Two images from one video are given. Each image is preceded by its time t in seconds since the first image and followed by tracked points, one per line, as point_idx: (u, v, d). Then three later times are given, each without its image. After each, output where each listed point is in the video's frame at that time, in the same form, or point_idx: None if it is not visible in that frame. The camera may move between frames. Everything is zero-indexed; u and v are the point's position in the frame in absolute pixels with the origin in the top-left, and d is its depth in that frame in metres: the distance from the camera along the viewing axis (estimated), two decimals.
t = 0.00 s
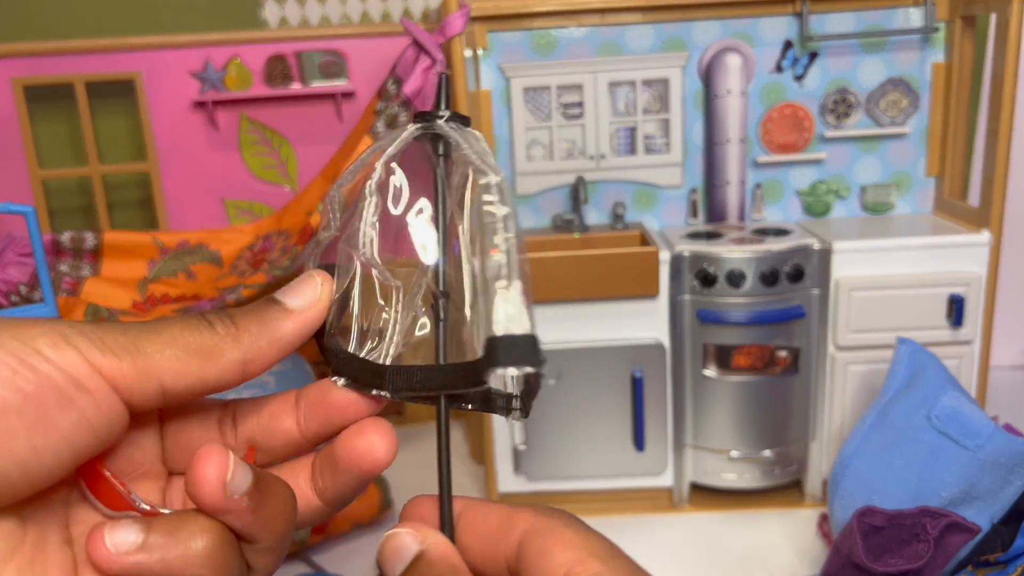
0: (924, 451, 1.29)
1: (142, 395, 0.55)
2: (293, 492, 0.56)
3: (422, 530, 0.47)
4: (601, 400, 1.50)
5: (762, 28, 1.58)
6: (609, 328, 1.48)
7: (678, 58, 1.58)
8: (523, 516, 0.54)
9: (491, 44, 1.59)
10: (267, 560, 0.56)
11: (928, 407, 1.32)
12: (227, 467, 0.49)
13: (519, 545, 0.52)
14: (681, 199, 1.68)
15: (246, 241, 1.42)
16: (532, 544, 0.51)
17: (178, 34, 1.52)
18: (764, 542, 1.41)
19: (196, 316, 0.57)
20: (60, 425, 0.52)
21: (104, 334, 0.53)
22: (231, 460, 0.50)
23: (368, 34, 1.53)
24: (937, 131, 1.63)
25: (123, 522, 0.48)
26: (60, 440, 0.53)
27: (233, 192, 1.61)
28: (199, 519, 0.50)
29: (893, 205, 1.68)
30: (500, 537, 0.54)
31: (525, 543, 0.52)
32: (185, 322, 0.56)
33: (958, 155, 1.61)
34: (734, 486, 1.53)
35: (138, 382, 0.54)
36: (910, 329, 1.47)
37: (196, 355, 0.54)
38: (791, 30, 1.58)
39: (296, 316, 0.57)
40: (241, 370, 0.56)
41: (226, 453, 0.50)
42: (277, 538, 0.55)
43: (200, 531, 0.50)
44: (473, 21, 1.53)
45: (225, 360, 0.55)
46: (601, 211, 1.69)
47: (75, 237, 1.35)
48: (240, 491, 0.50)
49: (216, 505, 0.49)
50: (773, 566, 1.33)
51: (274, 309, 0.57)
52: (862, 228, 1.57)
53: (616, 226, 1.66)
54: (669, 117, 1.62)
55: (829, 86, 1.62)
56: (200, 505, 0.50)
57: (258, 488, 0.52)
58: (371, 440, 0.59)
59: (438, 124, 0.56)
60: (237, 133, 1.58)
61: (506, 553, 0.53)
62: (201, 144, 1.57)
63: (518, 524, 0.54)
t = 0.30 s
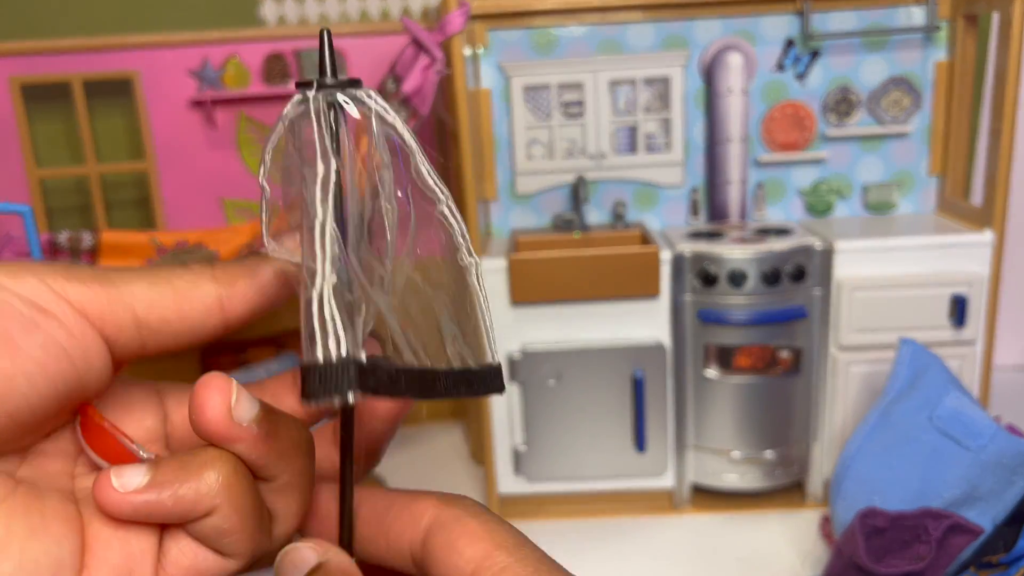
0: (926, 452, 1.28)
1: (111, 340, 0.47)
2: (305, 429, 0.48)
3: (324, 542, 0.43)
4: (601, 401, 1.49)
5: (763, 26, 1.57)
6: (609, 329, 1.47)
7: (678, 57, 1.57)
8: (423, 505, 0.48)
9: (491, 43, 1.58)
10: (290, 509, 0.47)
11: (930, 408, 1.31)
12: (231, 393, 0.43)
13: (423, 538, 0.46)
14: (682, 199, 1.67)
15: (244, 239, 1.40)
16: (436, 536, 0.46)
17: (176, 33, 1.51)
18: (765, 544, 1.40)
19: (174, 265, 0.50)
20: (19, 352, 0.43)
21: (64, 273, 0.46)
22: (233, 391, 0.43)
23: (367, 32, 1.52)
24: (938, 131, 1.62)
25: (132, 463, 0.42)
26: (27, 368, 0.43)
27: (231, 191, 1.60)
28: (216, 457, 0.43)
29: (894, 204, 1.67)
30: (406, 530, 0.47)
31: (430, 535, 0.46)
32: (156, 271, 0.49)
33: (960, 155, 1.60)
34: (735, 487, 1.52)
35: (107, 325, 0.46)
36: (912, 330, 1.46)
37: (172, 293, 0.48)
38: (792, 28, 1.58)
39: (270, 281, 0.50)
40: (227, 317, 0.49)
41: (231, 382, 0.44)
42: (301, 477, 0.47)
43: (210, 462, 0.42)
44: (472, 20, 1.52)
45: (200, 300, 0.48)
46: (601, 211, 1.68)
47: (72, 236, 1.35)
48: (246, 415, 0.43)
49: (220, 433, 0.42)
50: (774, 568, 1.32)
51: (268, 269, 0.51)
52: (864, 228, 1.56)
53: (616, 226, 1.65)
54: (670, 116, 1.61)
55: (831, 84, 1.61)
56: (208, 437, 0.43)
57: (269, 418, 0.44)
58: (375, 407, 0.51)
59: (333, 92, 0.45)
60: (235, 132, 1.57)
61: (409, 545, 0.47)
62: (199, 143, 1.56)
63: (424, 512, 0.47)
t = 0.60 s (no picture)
0: (927, 452, 1.27)
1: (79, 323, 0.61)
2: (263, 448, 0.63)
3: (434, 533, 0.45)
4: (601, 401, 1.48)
5: (763, 25, 1.57)
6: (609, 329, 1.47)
7: (679, 57, 1.57)
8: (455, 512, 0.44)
9: (491, 42, 1.58)
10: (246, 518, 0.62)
11: (932, 408, 1.31)
12: (187, 424, 0.56)
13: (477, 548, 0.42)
14: (682, 199, 1.67)
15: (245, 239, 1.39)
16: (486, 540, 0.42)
17: (176, 32, 1.51)
18: (766, 544, 1.40)
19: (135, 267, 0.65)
20: None
21: (48, 257, 0.60)
22: (189, 421, 0.56)
23: (367, 32, 1.52)
24: (939, 131, 1.62)
25: (93, 487, 0.54)
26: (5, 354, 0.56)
27: (230, 191, 1.59)
28: (179, 483, 0.56)
29: (895, 204, 1.66)
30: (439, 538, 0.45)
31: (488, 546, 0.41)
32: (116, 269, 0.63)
33: (961, 153, 1.59)
34: (735, 487, 1.52)
35: (79, 312, 0.60)
36: (913, 330, 1.45)
37: (150, 297, 0.63)
38: (792, 28, 1.57)
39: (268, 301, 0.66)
40: (170, 316, 0.64)
41: (187, 414, 0.56)
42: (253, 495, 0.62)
43: (169, 489, 0.56)
44: (472, 19, 1.52)
45: (172, 302, 0.64)
46: (601, 210, 1.68)
47: (71, 237, 1.35)
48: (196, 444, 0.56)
49: (182, 458, 0.56)
50: (774, 569, 1.32)
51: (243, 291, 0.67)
52: (865, 228, 1.55)
53: (616, 226, 1.64)
54: (670, 116, 1.60)
55: (831, 84, 1.61)
56: (171, 465, 0.56)
57: (221, 445, 0.58)
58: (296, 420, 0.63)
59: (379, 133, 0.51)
60: (235, 131, 1.57)
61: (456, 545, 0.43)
62: (198, 142, 1.56)
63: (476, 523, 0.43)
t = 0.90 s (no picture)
0: (928, 452, 1.28)
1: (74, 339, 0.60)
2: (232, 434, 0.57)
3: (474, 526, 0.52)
4: (601, 401, 1.48)
5: (763, 26, 1.57)
6: (608, 328, 1.47)
7: (678, 57, 1.57)
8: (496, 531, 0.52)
9: (490, 42, 1.58)
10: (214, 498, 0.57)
11: (931, 408, 1.31)
12: (147, 403, 0.51)
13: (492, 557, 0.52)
14: (682, 199, 1.67)
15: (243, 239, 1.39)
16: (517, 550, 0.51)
17: (176, 33, 1.51)
18: (766, 544, 1.40)
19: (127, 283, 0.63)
20: None
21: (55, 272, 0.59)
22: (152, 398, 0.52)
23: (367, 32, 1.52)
24: (938, 131, 1.62)
25: (53, 470, 0.50)
26: None
27: (230, 192, 1.60)
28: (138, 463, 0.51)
29: (895, 204, 1.66)
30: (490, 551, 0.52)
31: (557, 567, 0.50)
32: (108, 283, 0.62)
33: (960, 153, 1.59)
34: (735, 487, 1.52)
35: (76, 326, 0.59)
36: (913, 330, 1.46)
37: (140, 312, 0.61)
38: (792, 28, 1.57)
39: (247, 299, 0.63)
40: (160, 337, 0.62)
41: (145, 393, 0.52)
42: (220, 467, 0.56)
43: (131, 469, 0.51)
44: (472, 19, 1.52)
45: (168, 322, 0.62)
46: (601, 211, 1.68)
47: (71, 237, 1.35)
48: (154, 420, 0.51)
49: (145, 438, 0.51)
50: (774, 569, 1.32)
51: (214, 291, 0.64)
52: (865, 228, 1.55)
53: (616, 226, 1.64)
54: (670, 116, 1.61)
55: (831, 84, 1.61)
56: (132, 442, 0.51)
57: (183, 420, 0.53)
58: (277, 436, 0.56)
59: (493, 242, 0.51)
60: (235, 132, 1.57)
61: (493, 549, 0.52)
62: (198, 143, 1.56)
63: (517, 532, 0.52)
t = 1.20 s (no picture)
0: (926, 451, 1.28)
1: (99, 358, 0.57)
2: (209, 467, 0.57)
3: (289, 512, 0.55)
4: (601, 400, 1.49)
5: (762, 27, 1.58)
6: (608, 328, 1.47)
7: (678, 58, 1.58)
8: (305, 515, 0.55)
9: (491, 43, 1.59)
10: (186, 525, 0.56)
11: (929, 408, 1.32)
12: (133, 453, 0.48)
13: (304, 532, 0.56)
14: (681, 199, 1.68)
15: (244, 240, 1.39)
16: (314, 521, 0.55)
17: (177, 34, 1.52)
18: (765, 543, 1.41)
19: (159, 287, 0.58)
20: (14, 380, 0.54)
21: (72, 292, 0.54)
22: (138, 445, 0.49)
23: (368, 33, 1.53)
24: (937, 132, 1.63)
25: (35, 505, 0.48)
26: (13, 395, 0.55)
27: (232, 192, 1.60)
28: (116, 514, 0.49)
29: (894, 204, 1.67)
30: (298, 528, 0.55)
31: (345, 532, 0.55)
32: (134, 292, 0.56)
33: (958, 154, 1.60)
34: (734, 486, 1.53)
35: (95, 346, 0.56)
36: (911, 329, 1.46)
37: (169, 342, 0.57)
38: (791, 29, 1.58)
39: (292, 309, 0.58)
40: (182, 361, 0.58)
41: (131, 438, 0.49)
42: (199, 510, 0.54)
43: (110, 519, 0.48)
44: (472, 20, 1.53)
45: (189, 349, 0.57)
46: (601, 211, 1.68)
47: (74, 237, 1.35)
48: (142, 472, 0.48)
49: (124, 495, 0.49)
50: (773, 567, 1.33)
51: (251, 307, 0.58)
52: (863, 228, 1.56)
53: (616, 226, 1.65)
54: (669, 116, 1.62)
55: (830, 85, 1.61)
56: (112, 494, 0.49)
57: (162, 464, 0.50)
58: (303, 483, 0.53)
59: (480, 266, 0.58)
60: (237, 132, 1.58)
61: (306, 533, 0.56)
62: (200, 143, 1.57)
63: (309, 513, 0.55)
